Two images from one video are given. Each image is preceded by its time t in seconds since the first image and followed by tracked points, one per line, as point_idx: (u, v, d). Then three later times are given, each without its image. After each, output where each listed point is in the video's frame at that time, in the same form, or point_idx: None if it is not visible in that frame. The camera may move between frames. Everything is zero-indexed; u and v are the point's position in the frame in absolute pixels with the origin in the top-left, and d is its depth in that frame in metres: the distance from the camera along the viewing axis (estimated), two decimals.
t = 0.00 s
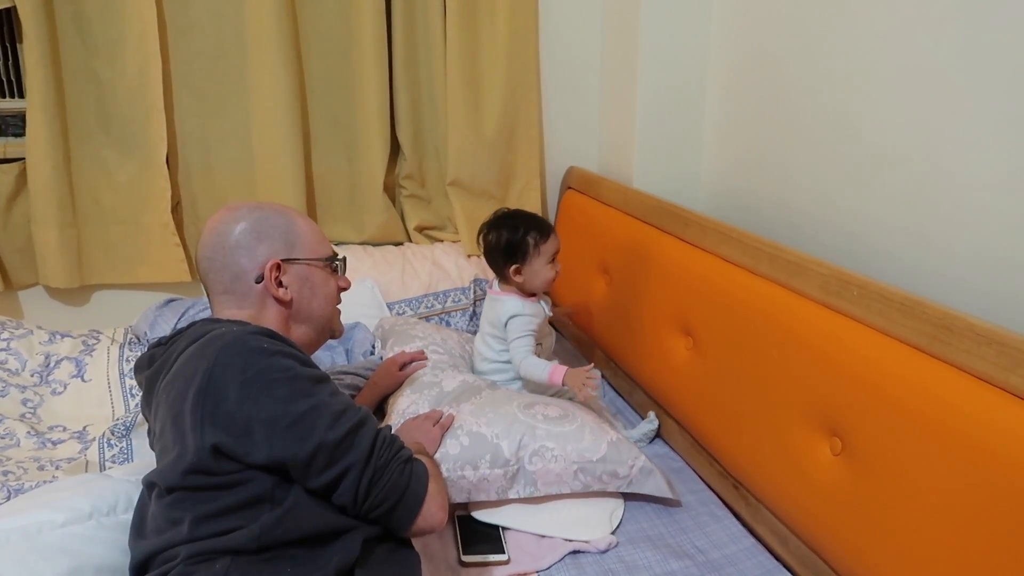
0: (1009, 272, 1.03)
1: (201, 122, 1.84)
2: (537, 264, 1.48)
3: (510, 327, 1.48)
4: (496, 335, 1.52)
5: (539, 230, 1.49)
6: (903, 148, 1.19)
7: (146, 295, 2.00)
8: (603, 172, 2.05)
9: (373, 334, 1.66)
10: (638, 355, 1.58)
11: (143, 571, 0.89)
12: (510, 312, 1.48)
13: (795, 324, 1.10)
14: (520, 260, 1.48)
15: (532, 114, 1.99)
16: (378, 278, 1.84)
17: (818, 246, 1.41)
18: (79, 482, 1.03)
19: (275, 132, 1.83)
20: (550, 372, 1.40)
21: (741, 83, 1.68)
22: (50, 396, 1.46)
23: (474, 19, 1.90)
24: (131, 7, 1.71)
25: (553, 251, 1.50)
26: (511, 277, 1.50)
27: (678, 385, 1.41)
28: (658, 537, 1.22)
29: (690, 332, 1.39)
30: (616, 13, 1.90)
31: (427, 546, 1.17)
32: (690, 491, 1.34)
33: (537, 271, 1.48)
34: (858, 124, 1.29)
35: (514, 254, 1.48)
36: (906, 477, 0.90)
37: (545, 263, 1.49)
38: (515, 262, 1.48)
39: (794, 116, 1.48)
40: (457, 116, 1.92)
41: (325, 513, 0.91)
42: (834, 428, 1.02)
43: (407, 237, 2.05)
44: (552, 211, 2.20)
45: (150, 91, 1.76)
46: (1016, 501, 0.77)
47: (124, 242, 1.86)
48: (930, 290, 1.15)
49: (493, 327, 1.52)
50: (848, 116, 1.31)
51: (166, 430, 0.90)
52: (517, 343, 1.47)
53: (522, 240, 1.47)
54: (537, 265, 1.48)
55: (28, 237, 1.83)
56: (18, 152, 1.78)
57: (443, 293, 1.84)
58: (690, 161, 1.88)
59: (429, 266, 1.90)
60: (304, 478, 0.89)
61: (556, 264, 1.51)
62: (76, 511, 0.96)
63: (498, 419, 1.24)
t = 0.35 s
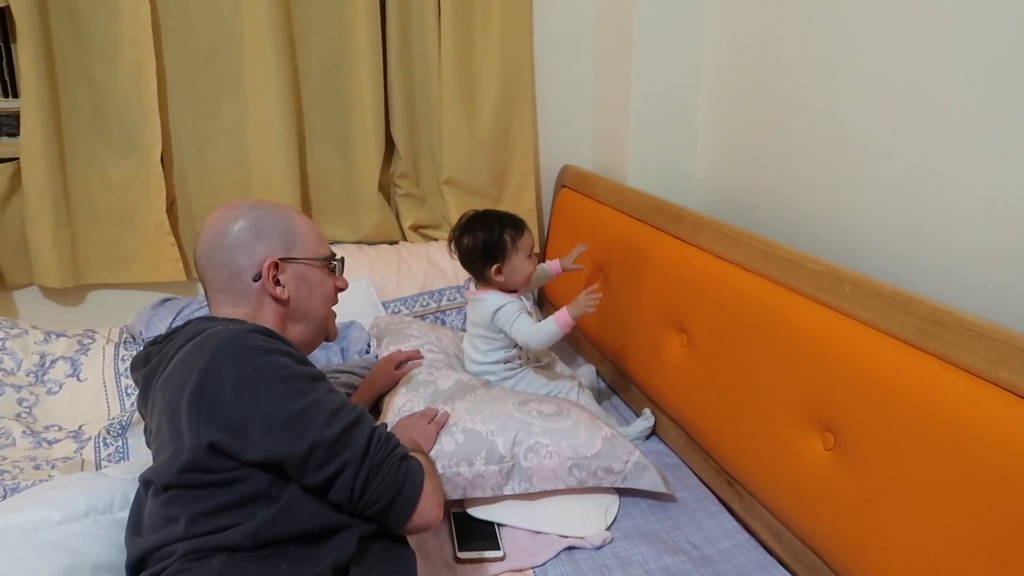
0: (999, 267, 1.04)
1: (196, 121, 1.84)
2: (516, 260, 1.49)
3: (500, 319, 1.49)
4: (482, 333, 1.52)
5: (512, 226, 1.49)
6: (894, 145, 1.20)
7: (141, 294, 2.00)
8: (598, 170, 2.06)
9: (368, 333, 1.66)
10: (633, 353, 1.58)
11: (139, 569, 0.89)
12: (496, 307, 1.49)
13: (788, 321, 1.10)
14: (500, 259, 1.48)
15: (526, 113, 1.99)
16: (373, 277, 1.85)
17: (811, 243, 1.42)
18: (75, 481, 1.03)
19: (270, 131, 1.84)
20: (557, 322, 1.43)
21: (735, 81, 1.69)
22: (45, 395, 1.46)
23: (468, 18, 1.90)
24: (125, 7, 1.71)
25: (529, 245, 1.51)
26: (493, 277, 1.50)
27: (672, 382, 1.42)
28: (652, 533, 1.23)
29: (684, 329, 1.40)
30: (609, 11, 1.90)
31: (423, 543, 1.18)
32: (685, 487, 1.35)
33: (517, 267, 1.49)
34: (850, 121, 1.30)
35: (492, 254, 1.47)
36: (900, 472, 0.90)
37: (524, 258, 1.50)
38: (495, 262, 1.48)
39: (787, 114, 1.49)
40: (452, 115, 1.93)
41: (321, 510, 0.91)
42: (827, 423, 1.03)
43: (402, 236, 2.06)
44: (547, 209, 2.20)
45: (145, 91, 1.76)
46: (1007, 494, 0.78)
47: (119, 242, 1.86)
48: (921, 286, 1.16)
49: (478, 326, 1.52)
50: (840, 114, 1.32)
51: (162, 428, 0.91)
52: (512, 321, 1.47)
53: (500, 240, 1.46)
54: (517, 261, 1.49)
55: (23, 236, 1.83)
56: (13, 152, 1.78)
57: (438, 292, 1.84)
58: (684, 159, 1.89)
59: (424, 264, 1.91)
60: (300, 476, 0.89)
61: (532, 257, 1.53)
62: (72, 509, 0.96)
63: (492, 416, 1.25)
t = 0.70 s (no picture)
0: (993, 264, 1.04)
1: (191, 119, 1.84)
2: (502, 252, 1.53)
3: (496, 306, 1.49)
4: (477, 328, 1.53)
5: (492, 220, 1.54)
6: (888, 143, 1.20)
7: (137, 293, 2.00)
8: (594, 169, 2.06)
9: (364, 331, 1.67)
10: (629, 351, 1.59)
11: (136, 566, 0.89)
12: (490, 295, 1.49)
13: (783, 318, 1.11)
14: (486, 254, 1.52)
15: (522, 111, 2.00)
16: (368, 275, 1.85)
17: (806, 241, 1.43)
18: (70, 478, 1.03)
19: (265, 129, 1.83)
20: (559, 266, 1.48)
21: (730, 80, 1.70)
22: (41, 393, 1.46)
23: (464, 16, 1.91)
24: (120, 4, 1.70)
25: (511, 237, 1.55)
26: (484, 274, 1.53)
27: (668, 380, 1.42)
28: (648, 530, 1.23)
29: (680, 327, 1.40)
30: (605, 9, 1.91)
31: (419, 541, 1.18)
32: (680, 485, 1.35)
33: (506, 259, 1.53)
34: (844, 119, 1.31)
35: (479, 250, 1.51)
36: (894, 469, 0.91)
37: (509, 248, 1.54)
38: (483, 257, 1.52)
39: (782, 111, 1.49)
40: (447, 113, 1.93)
41: (318, 508, 0.91)
42: (822, 420, 1.04)
43: (397, 234, 2.06)
44: (543, 207, 2.21)
45: (140, 89, 1.76)
46: (1000, 490, 0.78)
47: (114, 240, 1.85)
48: (915, 283, 1.17)
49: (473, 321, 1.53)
50: (835, 111, 1.33)
51: (159, 425, 0.91)
52: (512, 293, 1.49)
53: (483, 235, 1.50)
54: (503, 254, 1.53)
55: (17, 235, 1.82)
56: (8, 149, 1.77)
57: (434, 291, 1.84)
58: (679, 156, 1.89)
59: (420, 262, 1.91)
60: (297, 473, 0.89)
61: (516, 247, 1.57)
62: (67, 507, 0.96)
63: (488, 414, 1.26)
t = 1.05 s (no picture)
0: (987, 263, 1.05)
1: (188, 118, 1.83)
2: (513, 244, 1.58)
3: (512, 295, 1.51)
4: (491, 319, 1.54)
5: (497, 216, 1.59)
6: (884, 142, 1.21)
7: (132, 292, 1.99)
8: (590, 167, 2.07)
9: (361, 329, 1.66)
10: (625, 349, 1.59)
11: (134, 564, 0.89)
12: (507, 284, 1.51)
13: (779, 317, 1.12)
14: (500, 247, 1.56)
15: (518, 109, 1.99)
16: (365, 274, 1.85)
17: (802, 239, 1.43)
18: (67, 477, 1.03)
19: (262, 127, 1.83)
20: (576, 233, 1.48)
21: (725, 79, 1.70)
22: (36, 392, 1.45)
23: (460, 14, 1.91)
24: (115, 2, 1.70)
25: (518, 230, 1.60)
26: (498, 268, 1.56)
27: (665, 379, 1.42)
28: (644, 528, 1.23)
29: (677, 325, 1.41)
30: (601, 7, 1.91)
31: (416, 539, 1.19)
32: (676, 483, 1.36)
33: (517, 251, 1.58)
34: (839, 119, 1.31)
35: (491, 245, 1.55)
36: (890, 467, 0.91)
37: (518, 240, 1.59)
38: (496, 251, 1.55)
39: (777, 110, 1.49)
40: (444, 112, 1.93)
41: (316, 508, 0.91)
42: (818, 418, 1.04)
43: (394, 232, 2.05)
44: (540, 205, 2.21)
45: (135, 87, 1.75)
46: (995, 488, 0.79)
47: (110, 239, 1.85)
48: (910, 282, 1.17)
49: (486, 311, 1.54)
50: (830, 111, 1.33)
51: (157, 424, 0.91)
52: (530, 276, 1.50)
53: (493, 229, 1.55)
54: (514, 246, 1.58)
55: (13, 234, 1.82)
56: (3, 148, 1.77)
57: (430, 289, 1.84)
58: (675, 154, 1.89)
59: (416, 261, 1.91)
60: (295, 473, 0.89)
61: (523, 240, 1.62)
62: (64, 506, 0.96)
63: (487, 412, 1.26)
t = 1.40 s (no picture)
0: (989, 263, 1.05)
1: (189, 118, 1.83)
2: (546, 236, 1.63)
3: (551, 282, 1.55)
4: (531, 307, 1.58)
5: (525, 211, 1.64)
6: (886, 140, 1.21)
7: (134, 292, 1.99)
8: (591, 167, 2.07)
9: (364, 327, 1.67)
10: (627, 349, 1.59)
11: (138, 563, 0.89)
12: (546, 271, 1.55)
13: (782, 316, 1.11)
14: (534, 242, 1.60)
15: (520, 108, 1.99)
16: (367, 273, 1.85)
17: (804, 239, 1.43)
18: (70, 477, 1.03)
19: (263, 127, 1.83)
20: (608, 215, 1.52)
21: (726, 79, 1.70)
22: (39, 392, 1.45)
23: (462, 13, 1.90)
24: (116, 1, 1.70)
25: (547, 222, 1.65)
26: (535, 262, 1.61)
27: (667, 378, 1.42)
28: (647, 528, 1.23)
29: (679, 325, 1.41)
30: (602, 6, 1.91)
31: (418, 539, 1.18)
32: (678, 483, 1.36)
33: (551, 242, 1.63)
34: (840, 119, 1.31)
35: (524, 240, 1.60)
36: (893, 466, 0.91)
37: (550, 232, 1.64)
38: (530, 246, 1.60)
39: (778, 110, 1.50)
40: (445, 112, 1.93)
41: (319, 508, 0.92)
42: (820, 417, 1.04)
43: (395, 232, 2.05)
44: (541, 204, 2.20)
45: (137, 87, 1.75)
46: (997, 487, 0.79)
47: (111, 239, 1.85)
48: (913, 281, 1.17)
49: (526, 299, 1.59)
50: (831, 111, 1.33)
51: (161, 423, 0.91)
52: (568, 262, 1.54)
53: (524, 226, 1.60)
54: (548, 239, 1.63)
55: (14, 233, 1.82)
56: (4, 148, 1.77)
57: (432, 288, 1.84)
58: (677, 154, 1.89)
59: (418, 261, 1.91)
60: (299, 473, 0.89)
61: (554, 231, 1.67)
62: (68, 506, 0.96)
63: (494, 415, 1.26)
